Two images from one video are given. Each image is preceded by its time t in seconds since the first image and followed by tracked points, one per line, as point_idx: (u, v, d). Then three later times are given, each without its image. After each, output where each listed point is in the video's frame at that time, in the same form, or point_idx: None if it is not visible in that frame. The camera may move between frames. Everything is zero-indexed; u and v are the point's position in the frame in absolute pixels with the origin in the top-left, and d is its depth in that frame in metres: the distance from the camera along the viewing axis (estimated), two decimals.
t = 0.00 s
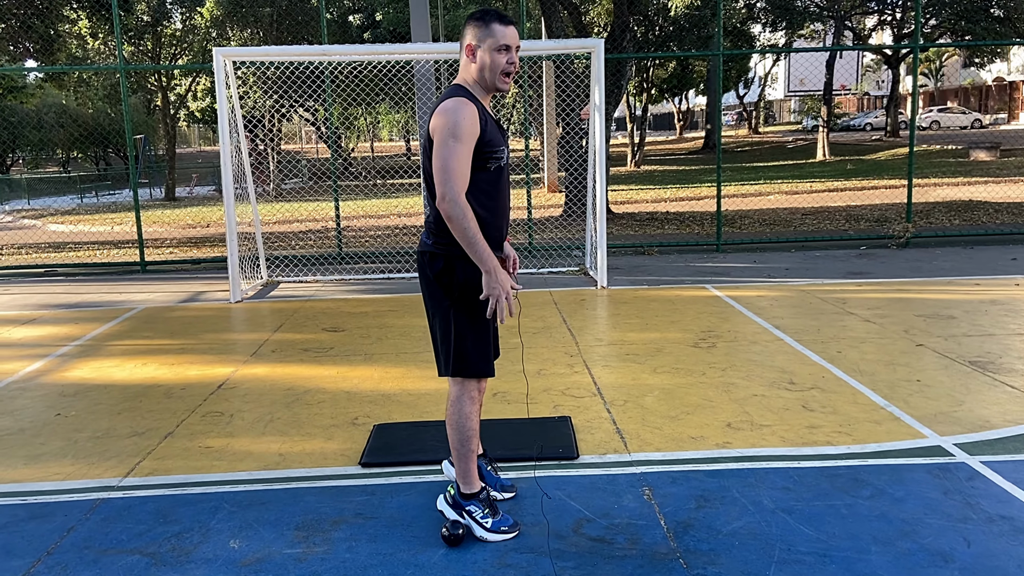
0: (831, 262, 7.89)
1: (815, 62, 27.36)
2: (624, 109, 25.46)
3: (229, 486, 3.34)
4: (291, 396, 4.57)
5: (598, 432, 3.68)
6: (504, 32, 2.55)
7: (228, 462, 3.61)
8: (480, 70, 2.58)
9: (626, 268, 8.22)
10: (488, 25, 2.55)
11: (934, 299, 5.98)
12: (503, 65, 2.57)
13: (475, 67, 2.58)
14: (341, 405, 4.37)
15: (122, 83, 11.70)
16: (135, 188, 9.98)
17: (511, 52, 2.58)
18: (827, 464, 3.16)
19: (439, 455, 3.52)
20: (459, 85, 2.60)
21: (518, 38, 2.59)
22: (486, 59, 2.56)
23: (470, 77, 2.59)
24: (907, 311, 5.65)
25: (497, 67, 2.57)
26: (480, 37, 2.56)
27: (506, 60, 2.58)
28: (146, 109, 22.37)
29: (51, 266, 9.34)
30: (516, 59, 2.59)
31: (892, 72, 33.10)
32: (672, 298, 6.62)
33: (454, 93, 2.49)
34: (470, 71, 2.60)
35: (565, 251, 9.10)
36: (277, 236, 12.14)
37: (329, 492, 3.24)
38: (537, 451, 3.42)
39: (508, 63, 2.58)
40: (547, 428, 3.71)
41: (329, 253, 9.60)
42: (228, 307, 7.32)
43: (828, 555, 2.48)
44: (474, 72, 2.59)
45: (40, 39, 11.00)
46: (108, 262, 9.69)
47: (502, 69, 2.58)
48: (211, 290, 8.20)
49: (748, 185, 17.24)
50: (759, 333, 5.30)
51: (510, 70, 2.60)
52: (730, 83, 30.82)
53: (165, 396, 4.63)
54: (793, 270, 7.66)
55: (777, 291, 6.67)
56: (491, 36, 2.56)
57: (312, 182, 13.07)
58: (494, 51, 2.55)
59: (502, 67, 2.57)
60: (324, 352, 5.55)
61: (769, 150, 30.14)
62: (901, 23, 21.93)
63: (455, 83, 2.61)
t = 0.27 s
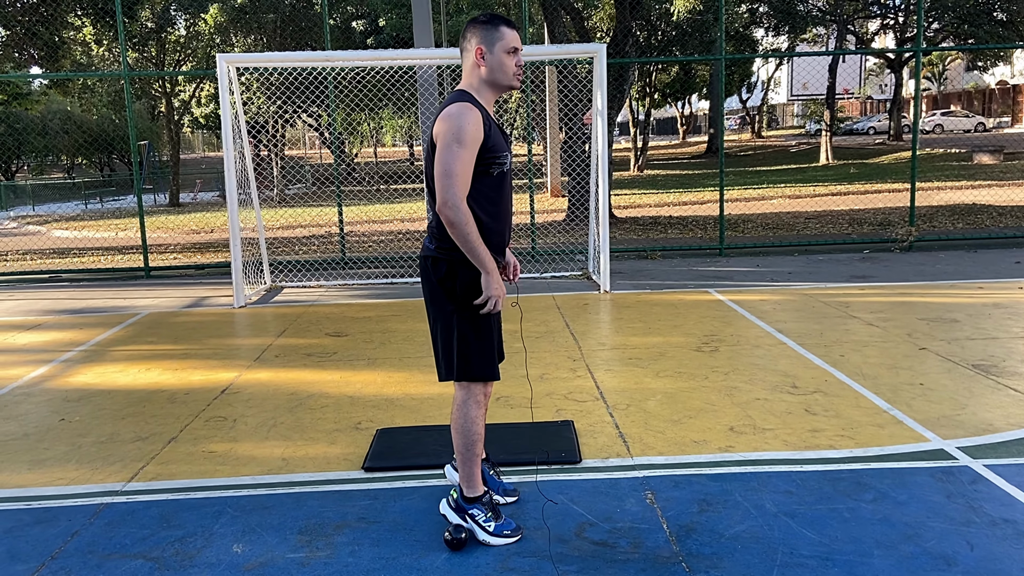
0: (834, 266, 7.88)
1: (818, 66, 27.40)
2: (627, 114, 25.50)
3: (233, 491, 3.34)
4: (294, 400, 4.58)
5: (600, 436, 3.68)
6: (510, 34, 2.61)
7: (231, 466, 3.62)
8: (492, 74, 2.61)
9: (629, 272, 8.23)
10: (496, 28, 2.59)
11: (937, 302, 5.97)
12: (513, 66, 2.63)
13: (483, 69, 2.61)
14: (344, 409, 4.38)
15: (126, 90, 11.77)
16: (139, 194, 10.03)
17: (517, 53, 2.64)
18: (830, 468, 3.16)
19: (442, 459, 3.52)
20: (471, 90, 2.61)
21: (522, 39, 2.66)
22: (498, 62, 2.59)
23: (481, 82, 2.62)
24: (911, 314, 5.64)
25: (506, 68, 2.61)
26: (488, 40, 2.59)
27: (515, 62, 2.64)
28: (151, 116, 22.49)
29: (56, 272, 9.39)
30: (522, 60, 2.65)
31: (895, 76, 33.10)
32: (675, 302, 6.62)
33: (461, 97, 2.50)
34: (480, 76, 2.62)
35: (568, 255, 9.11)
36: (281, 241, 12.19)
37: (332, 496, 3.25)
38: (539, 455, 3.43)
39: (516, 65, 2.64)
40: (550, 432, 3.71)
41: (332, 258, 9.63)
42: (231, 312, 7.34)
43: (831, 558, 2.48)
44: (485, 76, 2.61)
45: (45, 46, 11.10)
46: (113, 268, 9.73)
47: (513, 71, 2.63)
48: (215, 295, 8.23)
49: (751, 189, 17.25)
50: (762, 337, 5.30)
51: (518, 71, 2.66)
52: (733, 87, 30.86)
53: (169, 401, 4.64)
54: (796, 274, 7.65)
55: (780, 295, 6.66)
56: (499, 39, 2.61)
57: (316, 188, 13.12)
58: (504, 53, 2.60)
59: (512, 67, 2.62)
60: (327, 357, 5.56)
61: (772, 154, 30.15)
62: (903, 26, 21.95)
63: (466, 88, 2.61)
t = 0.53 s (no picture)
0: (834, 266, 7.89)
1: (817, 67, 27.43)
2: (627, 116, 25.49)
3: (234, 493, 3.34)
4: (295, 402, 4.58)
5: (601, 437, 3.68)
6: (510, 32, 2.65)
7: (232, 468, 3.62)
8: (497, 72, 2.64)
9: (630, 273, 8.24)
10: (498, 27, 2.63)
11: (937, 302, 5.97)
12: (516, 62, 2.66)
13: (488, 69, 2.63)
14: (345, 411, 4.38)
15: (126, 93, 11.77)
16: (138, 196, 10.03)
17: (518, 50, 2.67)
18: (831, 467, 3.15)
19: (443, 460, 3.52)
20: (477, 90, 2.63)
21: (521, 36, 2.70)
22: (502, 60, 2.62)
23: (486, 80, 2.64)
24: (911, 314, 5.64)
25: (509, 65, 2.64)
26: (491, 39, 2.62)
27: (516, 59, 2.67)
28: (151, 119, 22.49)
29: (56, 275, 9.39)
30: (523, 56, 2.69)
31: (894, 77, 33.10)
32: (675, 303, 6.63)
33: (467, 97, 2.52)
34: (484, 75, 2.64)
35: (569, 257, 9.12)
36: (281, 244, 12.19)
37: (334, 497, 3.25)
38: (540, 456, 3.43)
39: (518, 61, 2.67)
40: (551, 432, 3.71)
41: (332, 260, 9.64)
42: (232, 314, 7.34)
43: (832, 558, 2.48)
44: (489, 74, 2.63)
45: (45, 50, 11.12)
46: (113, 271, 9.72)
47: (515, 67, 2.66)
48: (215, 297, 8.23)
49: (751, 190, 17.26)
50: (763, 337, 5.30)
51: (519, 68, 2.70)
52: (732, 89, 30.89)
53: (169, 403, 4.63)
54: (796, 274, 7.65)
55: (780, 296, 6.67)
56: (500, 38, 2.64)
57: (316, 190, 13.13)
58: (508, 50, 2.63)
59: (516, 63, 2.66)
60: (328, 358, 5.57)
61: (772, 156, 30.14)
62: (903, 27, 21.96)
63: (471, 88, 2.62)
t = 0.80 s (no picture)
0: (832, 264, 7.90)
1: (815, 65, 27.44)
2: (625, 115, 25.49)
3: (235, 493, 3.35)
4: (295, 402, 4.58)
5: (601, 436, 3.69)
6: (514, 33, 2.66)
7: (233, 468, 3.63)
8: (502, 72, 2.64)
9: (629, 272, 8.25)
10: (503, 27, 2.65)
11: (936, 300, 5.98)
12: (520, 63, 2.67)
13: (492, 68, 2.63)
14: (346, 411, 4.38)
15: (124, 94, 11.76)
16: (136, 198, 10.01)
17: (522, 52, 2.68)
18: (831, 465, 3.16)
19: (444, 459, 3.53)
20: (481, 89, 2.63)
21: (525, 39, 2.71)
22: (507, 60, 2.63)
23: (490, 80, 2.64)
24: (910, 312, 5.66)
25: (513, 65, 2.65)
26: (496, 39, 2.63)
27: (520, 60, 2.68)
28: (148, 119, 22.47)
29: (55, 276, 9.38)
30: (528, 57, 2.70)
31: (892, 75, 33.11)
32: (674, 302, 6.65)
33: (471, 95, 2.52)
34: (488, 75, 2.64)
35: (568, 256, 9.13)
36: (280, 244, 12.17)
37: (335, 497, 3.25)
38: (541, 455, 3.44)
39: (523, 61, 2.67)
40: (551, 431, 3.72)
41: (331, 260, 9.63)
42: (231, 315, 7.34)
43: (833, 555, 2.49)
44: (493, 74, 2.64)
45: (42, 51, 11.10)
46: (112, 272, 9.72)
47: (520, 68, 2.67)
48: (214, 298, 8.23)
49: (750, 188, 17.28)
50: (762, 335, 5.31)
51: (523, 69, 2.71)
52: (730, 88, 30.91)
53: (170, 404, 4.64)
54: (795, 273, 7.67)
55: (779, 294, 6.68)
56: (505, 38, 2.65)
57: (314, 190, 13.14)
58: (513, 50, 2.64)
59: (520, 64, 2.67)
60: (327, 358, 5.57)
61: (770, 154, 30.16)
62: (900, 25, 21.98)
63: (476, 87, 2.62)
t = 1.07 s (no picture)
0: (829, 261, 7.94)
1: (810, 62, 27.50)
2: (621, 112, 25.52)
3: (238, 490, 3.36)
4: (296, 400, 4.60)
5: (602, 431, 3.71)
6: (536, 69, 2.69)
7: (236, 466, 3.64)
8: (521, 105, 2.67)
9: (626, 269, 8.28)
10: (526, 61, 2.67)
11: (932, 296, 6.02)
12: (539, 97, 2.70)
13: (511, 100, 2.65)
14: (347, 408, 4.40)
15: (120, 92, 11.73)
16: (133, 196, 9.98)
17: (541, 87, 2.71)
18: (830, 460, 3.19)
19: (446, 456, 3.55)
20: (498, 120, 2.65)
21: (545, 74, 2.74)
22: (527, 94, 2.66)
23: (508, 111, 2.66)
24: (907, 308, 5.69)
25: (531, 99, 2.68)
26: (518, 72, 2.65)
27: (539, 94, 2.72)
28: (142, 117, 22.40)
29: (52, 275, 9.37)
30: (546, 93, 2.74)
31: (886, 71, 33.18)
32: (672, 298, 6.68)
33: (487, 125, 2.53)
34: (507, 107, 2.66)
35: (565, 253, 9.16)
36: (277, 242, 12.16)
37: (339, 494, 3.27)
38: (543, 451, 3.46)
39: (541, 98, 2.72)
40: (552, 428, 3.74)
41: (328, 258, 9.64)
42: (230, 313, 7.34)
43: (833, 548, 2.53)
44: (512, 106, 2.66)
45: (37, 49, 11.05)
46: (109, 271, 9.70)
47: (538, 102, 2.70)
48: (212, 296, 8.22)
49: (745, 185, 17.33)
50: (760, 332, 5.35)
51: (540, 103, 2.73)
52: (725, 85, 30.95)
53: (171, 402, 4.65)
54: (792, 269, 7.71)
55: (776, 290, 6.72)
56: (527, 73, 2.68)
57: (311, 188, 13.14)
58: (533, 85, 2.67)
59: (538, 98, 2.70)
60: (327, 356, 5.59)
61: (765, 151, 30.26)
62: (895, 22, 22.05)
63: (493, 118, 2.64)
